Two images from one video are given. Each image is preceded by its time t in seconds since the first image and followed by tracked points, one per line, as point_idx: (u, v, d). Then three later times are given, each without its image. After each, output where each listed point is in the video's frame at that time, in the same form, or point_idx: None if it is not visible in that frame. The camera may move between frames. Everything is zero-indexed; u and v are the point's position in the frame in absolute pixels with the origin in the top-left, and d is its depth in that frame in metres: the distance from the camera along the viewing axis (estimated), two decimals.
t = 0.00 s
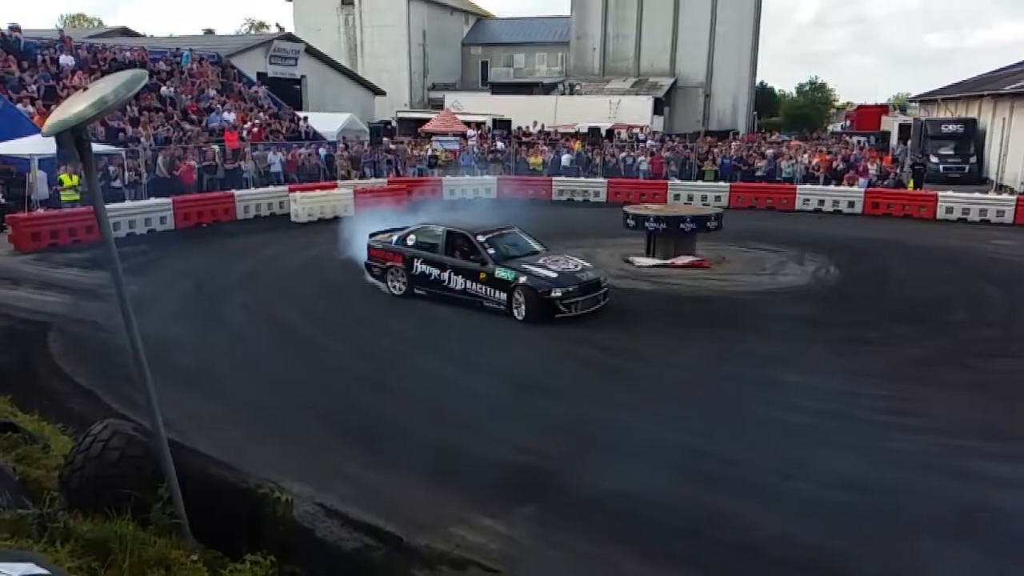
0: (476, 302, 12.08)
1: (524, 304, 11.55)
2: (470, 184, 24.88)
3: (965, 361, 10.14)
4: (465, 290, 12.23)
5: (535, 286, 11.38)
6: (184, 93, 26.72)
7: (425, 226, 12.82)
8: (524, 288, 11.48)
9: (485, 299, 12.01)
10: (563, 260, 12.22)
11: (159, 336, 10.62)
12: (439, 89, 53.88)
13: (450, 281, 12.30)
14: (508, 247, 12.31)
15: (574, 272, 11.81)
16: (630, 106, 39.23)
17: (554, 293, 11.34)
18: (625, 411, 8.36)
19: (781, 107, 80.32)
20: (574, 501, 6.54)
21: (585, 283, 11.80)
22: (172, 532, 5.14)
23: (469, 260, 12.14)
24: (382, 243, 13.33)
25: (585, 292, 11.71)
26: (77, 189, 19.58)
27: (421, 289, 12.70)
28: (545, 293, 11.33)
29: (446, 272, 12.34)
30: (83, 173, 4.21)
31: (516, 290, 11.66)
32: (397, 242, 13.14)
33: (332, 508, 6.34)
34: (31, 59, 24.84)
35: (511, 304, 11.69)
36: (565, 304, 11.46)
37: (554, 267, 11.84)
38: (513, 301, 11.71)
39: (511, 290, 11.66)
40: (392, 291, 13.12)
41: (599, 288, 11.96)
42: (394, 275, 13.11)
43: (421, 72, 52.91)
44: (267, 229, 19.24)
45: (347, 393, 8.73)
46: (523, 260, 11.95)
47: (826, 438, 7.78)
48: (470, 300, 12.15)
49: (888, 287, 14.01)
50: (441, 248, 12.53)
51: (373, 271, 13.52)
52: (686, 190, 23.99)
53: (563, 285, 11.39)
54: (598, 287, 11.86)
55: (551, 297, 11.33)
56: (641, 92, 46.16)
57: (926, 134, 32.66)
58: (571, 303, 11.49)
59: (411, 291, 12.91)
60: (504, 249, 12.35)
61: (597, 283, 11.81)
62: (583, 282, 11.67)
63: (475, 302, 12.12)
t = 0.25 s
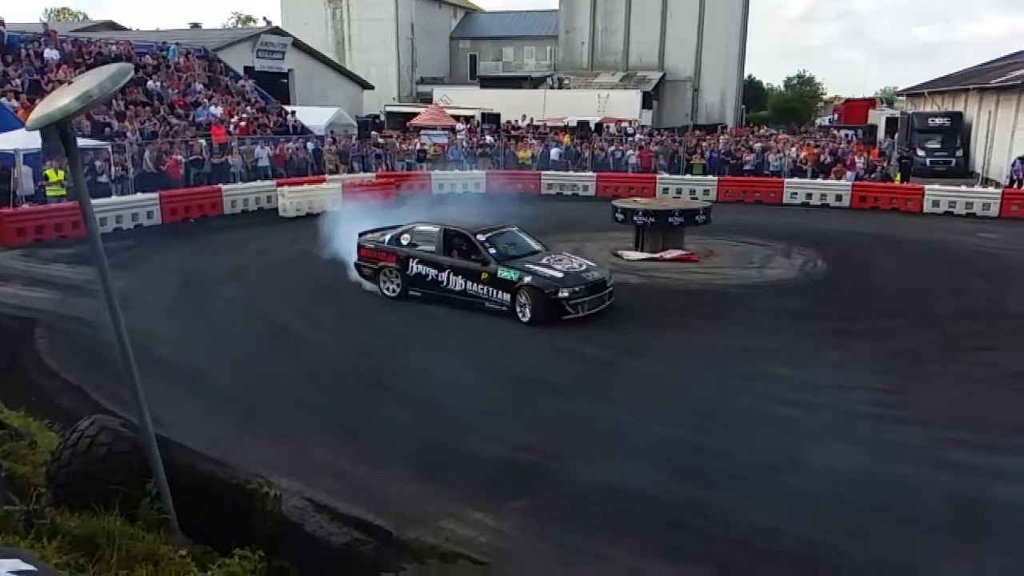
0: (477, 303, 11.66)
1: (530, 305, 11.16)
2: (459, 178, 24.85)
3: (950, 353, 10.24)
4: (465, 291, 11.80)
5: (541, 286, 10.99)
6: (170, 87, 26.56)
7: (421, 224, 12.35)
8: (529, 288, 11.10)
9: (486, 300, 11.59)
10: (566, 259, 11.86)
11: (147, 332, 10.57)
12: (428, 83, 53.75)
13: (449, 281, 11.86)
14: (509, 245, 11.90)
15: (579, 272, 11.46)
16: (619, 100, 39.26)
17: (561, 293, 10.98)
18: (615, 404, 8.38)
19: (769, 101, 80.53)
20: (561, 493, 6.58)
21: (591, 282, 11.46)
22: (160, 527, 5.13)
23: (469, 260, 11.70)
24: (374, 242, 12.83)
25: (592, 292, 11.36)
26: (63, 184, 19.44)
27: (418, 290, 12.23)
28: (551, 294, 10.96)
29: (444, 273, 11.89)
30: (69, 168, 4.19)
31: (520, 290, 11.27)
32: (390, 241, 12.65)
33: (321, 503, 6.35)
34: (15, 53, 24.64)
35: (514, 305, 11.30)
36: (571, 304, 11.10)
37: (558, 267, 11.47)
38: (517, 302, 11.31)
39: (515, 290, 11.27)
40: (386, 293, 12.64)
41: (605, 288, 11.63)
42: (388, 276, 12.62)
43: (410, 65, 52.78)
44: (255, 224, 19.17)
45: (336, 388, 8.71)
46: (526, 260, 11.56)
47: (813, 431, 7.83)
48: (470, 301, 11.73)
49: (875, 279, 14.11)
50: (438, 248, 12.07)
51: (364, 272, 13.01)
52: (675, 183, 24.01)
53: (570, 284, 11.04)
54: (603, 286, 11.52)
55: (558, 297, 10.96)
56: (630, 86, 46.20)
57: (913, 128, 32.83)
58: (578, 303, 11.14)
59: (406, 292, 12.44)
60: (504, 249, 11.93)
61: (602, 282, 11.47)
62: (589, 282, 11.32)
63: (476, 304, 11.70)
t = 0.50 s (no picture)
0: (479, 304, 11.26)
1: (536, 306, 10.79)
2: (448, 172, 24.80)
3: (935, 345, 10.33)
4: (465, 291, 11.37)
5: (548, 286, 10.63)
6: (156, 81, 26.38)
7: (417, 223, 11.88)
8: (535, 289, 10.73)
9: (488, 302, 11.19)
10: (568, 258, 11.50)
11: (134, 328, 10.49)
12: (416, 77, 53.61)
13: (448, 282, 11.42)
14: (510, 244, 11.48)
15: (584, 271, 11.12)
16: (608, 95, 39.27)
17: (569, 293, 10.63)
18: (605, 398, 8.39)
19: (757, 96, 80.73)
20: (550, 486, 6.60)
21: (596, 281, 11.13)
22: (148, 522, 5.11)
23: (470, 260, 11.27)
24: (366, 242, 12.30)
25: (597, 291, 11.03)
26: (48, 179, 19.29)
27: (415, 292, 11.77)
28: (559, 294, 10.61)
29: (443, 273, 11.44)
30: (54, 163, 4.17)
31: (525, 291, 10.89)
32: (384, 241, 12.14)
33: (310, 497, 6.34)
34: None
35: (519, 306, 10.93)
36: (578, 305, 10.76)
37: (562, 266, 11.11)
38: (521, 303, 10.93)
39: (519, 291, 10.88)
40: (380, 294, 12.15)
41: (609, 287, 11.31)
42: (383, 277, 12.13)
43: (398, 59, 52.61)
44: (242, 218, 19.08)
45: (326, 383, 8.68)
46: (528, 259, 11.17)
47: (802, 424, 7.87)
48: (471, 302, 11.31)
49: (861, 273, 14.21)
50: (435, 247, 11.62)
51: (356, 273, 12.47)
52: (663, 178, 24.02)
53: (577, 284, 10.70)
54: (609, 285, 11.20)
55: (565, 298, 10.62)
56: (618, 80, 46.21)
57: (899, 122, 33.00)
58: (585, 304, 10.81)
59: (402, 294, 11.97)
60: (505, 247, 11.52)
61: (608, 281, 11.14)
62: (595, 281, 11.00)
63: (477, 305, 11.30)
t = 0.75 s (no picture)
0: (481, 306, 10.84)
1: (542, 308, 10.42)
2: (431, 165, 24.73)
3: (914, 336, 10.44)
4: (465, 293, 10.95)
5: (554, 287, 10.26)
6: (137, 73, 26.14)
7: (412, 222, 11.41)
8: (540, 289, 10.35)
9: (491, 303, 10.77)
10: (571, 256, 11.13)
11: (115, 323, 10.40)
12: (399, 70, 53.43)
13: (448, 283, 10.98)
14: (510, 242, 11.08)
15: (589, 270, 10.76)
16: (592, 88, 39.29)
17: (576, 293, 10.27)
18: (588, 390, 8.43)
19: (740, 89, 81.00)
20: (533, 479, 6.62)
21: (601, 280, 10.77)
22: (130, 517, 5.10)
23: (470, 260, 10.84)
24: (358, 242, 11.80)
25: (603, 291, 10.67)
26: (27, 172, 19.09)
27: (412, 293, 11.31)
28: (566, 295, 10.24)
29: (442, 274, 11.00)
30: (32, 156, 4.13)
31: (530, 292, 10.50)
32: (377, 240, 11.65)
33: (292, 492, 6.33)
34: None
35: (524, 308, 10.54)
36: (585, 305, 10.40)
37: (567, 265, 10.74)
38: (525, 304, 10.55)
39: (524, 292, 10.50)
40: (374, 297, 11.66)
41: (615, 286, 10.96)
42: (377, 278, 11.64)
43: (381, 51, 52.41)
44: (224, 212, 18.97)
45: (311, 377, 8.65)
46: (531, 258, 10.78)
47: (782, 415, 7.95)
48: (472, 303, 10.89)
49: (842, 265, 14.32)
50: (433, 247, 11.18)
51: (347, 275, 11.97)
52: (647, 171, 24.04)
53: (584, 284, 10.33)
54: (614, 285, 10.85)
55: (573, 299, 10.26)
56: (602, 73, 46.22)
57: (881, 115, 33.21)
58: (592, 304, 10.45)
59: (397, 296, 11.51)
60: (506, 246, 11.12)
61: (614, 281, 10.80)
62: (602, 280, 10.64)
63: (478, 307, 10.88)
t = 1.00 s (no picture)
0: (481, 308, 10.47)
1: (546, 310, 10.10)
2: (414, 160, 24.66)
3: (893, 329, 10.55)
4: (464, 295, 10.57)
5: (560, 287, 9.96)
6: (115, 67, 25.87)
7: (407, 221, 10.97)
8: (546, 290, 10.03)
9: (492, 305, 10.40)
10: (571, 255, 10.83)
11: (94, 319, 10.29)
12: (381, 63, 53.24)
13: (446, 284, 10.58)
14: (509, 242, 10.73)
15: (593, 270, 10.48)
16: (574, 82, 39.31)
17: (582, 295, 9.97)
18: (571, 384, 8.45)
19: (722, 83, 81.28)
20: (517, 472, 6.63)
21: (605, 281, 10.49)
22: (110, 513, 5.06)
23: (470, 260, 10.46)
24: (349, 243, 11.30)
25: (608, 292, 10.39)
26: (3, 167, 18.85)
27: (407, 296, 10.88)
28: (572, 296, 9.95)
29: (440, 275, 10.59)
30: (7, 150, 4.08)
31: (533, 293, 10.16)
32: (369, 241, 11.16)
33: (275, 487, 6.32)
34: None
35: (527, 310, 10.20)
36: (591, 307, 10.12)
37: (570, 265, 10.44)
38: (529, 305, 10.21)
39: (527, 293, 10.16)
40: (366, 300, 11.18)
41: (618, 287, 10.69)
42: (369, 280, 11.17)
43: (363, 45, 52.22)
44: (204, 207, 18.83)
45: (293, 373, 8.61)
46: (533, 258, 10.44)
47: (763, 407, 8.01)
48: (471, 306, 10.51)
49: (822, 258, 14.44)
50: (429, 248, 10.76)
51: (337, 277, 11.46)
52: (629, 165, 24.05)
53: (590, 285, 10.05)
54: (618, 285, 10.59)
55: (579, 300, 9.97)
56: (584, 67, 46.23)
57: (861, 110, 33.45)
58: (598, 305, 10.17)
59: (391, 298, 11.06)
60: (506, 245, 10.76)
61: (618, 281, 10.54)
62: (606, 281, 10.37)
63: (478, 309, 10.51)
